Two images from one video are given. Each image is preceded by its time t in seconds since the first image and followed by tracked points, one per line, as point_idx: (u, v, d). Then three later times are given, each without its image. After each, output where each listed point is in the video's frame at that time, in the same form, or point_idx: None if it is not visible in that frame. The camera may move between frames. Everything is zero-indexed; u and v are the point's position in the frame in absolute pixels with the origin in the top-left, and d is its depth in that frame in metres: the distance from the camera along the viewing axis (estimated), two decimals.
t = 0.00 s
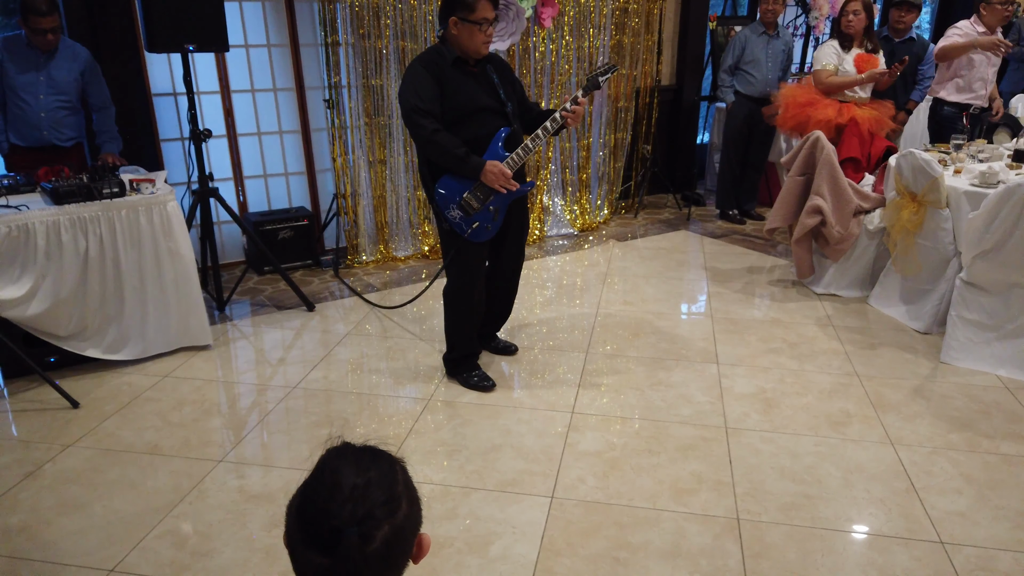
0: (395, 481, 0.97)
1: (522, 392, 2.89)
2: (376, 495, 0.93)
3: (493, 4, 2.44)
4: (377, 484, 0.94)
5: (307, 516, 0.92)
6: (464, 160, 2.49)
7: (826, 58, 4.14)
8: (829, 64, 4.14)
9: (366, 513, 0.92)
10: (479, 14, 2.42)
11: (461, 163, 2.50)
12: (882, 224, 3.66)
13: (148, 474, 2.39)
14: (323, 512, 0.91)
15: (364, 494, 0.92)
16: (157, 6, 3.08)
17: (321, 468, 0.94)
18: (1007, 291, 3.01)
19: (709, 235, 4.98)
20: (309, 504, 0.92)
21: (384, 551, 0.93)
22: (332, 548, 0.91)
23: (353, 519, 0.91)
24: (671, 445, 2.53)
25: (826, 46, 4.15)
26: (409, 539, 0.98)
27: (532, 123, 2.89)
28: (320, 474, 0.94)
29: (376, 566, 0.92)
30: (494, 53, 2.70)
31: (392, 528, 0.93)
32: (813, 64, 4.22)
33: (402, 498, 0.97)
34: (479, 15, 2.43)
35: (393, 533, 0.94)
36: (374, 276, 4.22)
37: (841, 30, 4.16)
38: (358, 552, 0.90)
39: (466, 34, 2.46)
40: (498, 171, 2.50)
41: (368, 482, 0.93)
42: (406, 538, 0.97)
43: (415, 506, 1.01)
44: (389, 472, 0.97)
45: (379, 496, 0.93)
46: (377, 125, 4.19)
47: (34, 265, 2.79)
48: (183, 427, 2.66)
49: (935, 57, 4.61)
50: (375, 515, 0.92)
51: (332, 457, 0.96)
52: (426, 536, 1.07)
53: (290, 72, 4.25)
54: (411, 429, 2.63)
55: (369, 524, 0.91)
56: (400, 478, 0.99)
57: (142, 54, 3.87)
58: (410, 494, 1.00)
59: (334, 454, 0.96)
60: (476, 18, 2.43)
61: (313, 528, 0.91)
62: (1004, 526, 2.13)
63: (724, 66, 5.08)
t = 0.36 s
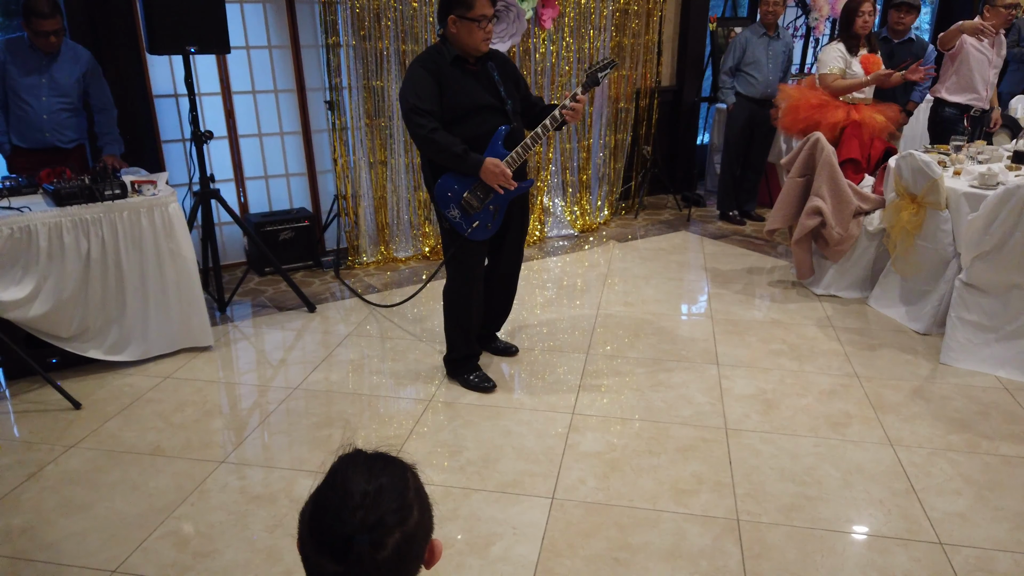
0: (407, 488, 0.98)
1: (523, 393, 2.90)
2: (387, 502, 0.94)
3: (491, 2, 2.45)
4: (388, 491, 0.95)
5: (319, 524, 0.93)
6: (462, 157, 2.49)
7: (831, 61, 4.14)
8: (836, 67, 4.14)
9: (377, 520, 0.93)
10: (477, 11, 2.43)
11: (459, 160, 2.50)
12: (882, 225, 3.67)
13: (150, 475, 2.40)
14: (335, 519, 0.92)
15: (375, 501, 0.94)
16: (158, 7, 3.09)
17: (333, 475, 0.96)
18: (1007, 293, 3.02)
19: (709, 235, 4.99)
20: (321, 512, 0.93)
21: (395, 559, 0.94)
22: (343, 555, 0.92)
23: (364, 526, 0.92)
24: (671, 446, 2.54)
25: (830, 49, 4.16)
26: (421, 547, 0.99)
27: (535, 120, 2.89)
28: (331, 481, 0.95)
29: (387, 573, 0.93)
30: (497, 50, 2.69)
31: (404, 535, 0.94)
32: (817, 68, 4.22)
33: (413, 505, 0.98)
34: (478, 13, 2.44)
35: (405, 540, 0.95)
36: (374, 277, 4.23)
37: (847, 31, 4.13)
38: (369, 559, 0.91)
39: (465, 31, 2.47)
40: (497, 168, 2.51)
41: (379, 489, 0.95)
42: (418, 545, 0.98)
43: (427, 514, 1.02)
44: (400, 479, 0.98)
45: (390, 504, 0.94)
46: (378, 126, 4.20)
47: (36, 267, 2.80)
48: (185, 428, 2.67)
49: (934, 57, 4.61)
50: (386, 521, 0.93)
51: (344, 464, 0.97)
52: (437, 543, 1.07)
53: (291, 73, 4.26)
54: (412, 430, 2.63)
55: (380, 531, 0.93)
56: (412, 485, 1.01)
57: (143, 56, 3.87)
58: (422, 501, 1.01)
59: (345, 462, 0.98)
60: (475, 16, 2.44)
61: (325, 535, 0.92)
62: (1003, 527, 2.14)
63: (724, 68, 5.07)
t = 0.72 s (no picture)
0: (430, 490, 0.99)
1: (524, 393, 2.90)
2: (411, 502, 0.95)
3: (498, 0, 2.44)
4: (410, 491, 0.96)
5: (344, 525, 0.94)
6: (462, 157, 2.50)
7: (843, 62, 4.07)
8: (847, 68, 4.07)
9: (401, 519, 0.94)
10: (483, 10, 2.43)
11: (459, 160, 2.50)
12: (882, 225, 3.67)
13: (152, 475, 2.40)
14: (360, 520, 0.93)
15: (398, 501, 0.95)
16: (160, 6, 3.09)
17: (357, 477, 0.97)
18: (1008, 292, 3.02)
19: (710, 235, 4.99)
20: (345, 513, 0.95)
21: (421, 558, 0.94)
22: (368, 555, 0.93)
23: (388, 525, 0.93)
24: (672, 446, 2.54)
25: (839, 50, 4.08)
26: (446, 550, 0.99)
27: (543, 111, 2.88)
28: (355, 482, 0.97)
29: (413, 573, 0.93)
30: (500, 48, 2.69)
31: (428, 534, 0.95)
32: (826, 71, 4.15)
33: (437, 505, 0.98)
34: (485, 11, 2.43)
35: (429, 541, 0.95)
36: (375, 277, 4.23)
37: (852, 32, 4.10)
38: (393, 559, 0.92)
39: (471, 30, 2.47)
40: (497, 167, 2.50)
41: (402, 489, 0.96)
42: (443, 545, 0.98)
43: (452, 515, 1.02)
44: (423, 480, 0.99)
45: (413, 503, 0.95)
46: (379, 126, 4.20)
47: (38, 267, 2.80)
48: (186, 428, 2.67)
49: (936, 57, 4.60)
50: (409, 520, 0.94)
51: (366, 465, 0.99)
52: (463, 545, 1.07)
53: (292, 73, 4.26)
54: (413, 430, 2.64)
55: (404, 530, 0.93)
56: (435, 486, 1.01)
57: (145, 56, 3.87)
58: (447, 503, 1.02)
59: (369, 464, 0.99)
60: (481, 15, 2.44)
61: (349, 536, 0.93)
62: (1005, 527, 2.14)
63: (725, 68, 5.06)
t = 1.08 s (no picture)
0: (435, 488, 0.99)
1: (525, 393, 2.90)
2: (414, 499, 0.95)
3: (499, 1, 2.44)
4: (414, 487, 0.97)
5: (348, 521, 0.95)
6: (463, 157, 2.50)
7: (851, 61, 4.03)
8: (853, 68, 4.03)
9: (404, 516, 0.94)
10: (485, 10, 2.43)
11: (460, 161, 2.51)
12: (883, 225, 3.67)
13: (153, 474, 2.40)
14: (362, 516, 0.93)
15: (401, 498, 0.95)
16: (162, 6, 3.09)
17: (362, 474, 0.98)
18: (1009, 292, 3.02)
19: (711, 235, 4.99)
20: (349, 509, 0.95)
21: (423, 555, 0.94)
22: (371, 551, 0.93)
23: (390, 521, 0.93)
24: (673, 445, 2.54)
25: (845, 50, 4.04)
26: (451, 548, 0.99)
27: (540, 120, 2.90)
28: (361, 480, 0.97)
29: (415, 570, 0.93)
30: (501, 49, 2.70)
31: (430, 531, 0.95)
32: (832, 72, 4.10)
33: (441, 503, 0.98)
34: (487, 12, 2.43)
35: (432, 539, 0.95)
36: (377, 276, 4.23)
37: (855, 33, 4.08)
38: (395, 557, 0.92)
39: (473, 31, 2.47)
40: (497, 167, 2.51)
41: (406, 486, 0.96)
42: (447, 543, 0.98)
43: (458, 515, 1.02)
44: (429, 478, 0.99)
45: (417, 499, 0.96)
46: (380, 126, 4.20)
47: (40, 266, 2.80)
48: (188, 427, 2.67)
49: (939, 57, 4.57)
50: (412, 516, 0.94)
51: (372, 463, 0.99)
52: (469, 546, 1.07)
53: (294, 73, 4.26)
54: (414, 429, 2.64)
55: (406, 526, 0.94)
56: (440, 484, 1.02)
57: (146, 55, 3.87)
58: (452, 501, 1.02)
59: (375, 462, 1.00)
60: (482, 16, 2.44)
61: (352, 530, 0.94)
62: (1006, 526, 2.14)
63: (727, 68, 5.06)
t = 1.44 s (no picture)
0: (428, 484, 1.00)
1: (526, 392, 2.90)
2: (402, 492, 0.96)
3: None
4: (404, 482, 0.97)
5: (338, 516, 0.96)
6: (463, 150, 2.50)
7: (853, 61, 4.03)
8: (856, 68, 4.02)
9: (393, 509, 0.95)
10: (481, 6, 2.43)
11: (461, 153, 2.51)
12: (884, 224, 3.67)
13: (154, 474, 2.40)
14: (352, 510, 0.94)
15: (390, 491, 0.96)
16: (162, 5, 3.09)
17: (354, 472, 1.00)
18: (1010, 292, 3.02)
19: (712, 235, 4.99)
20: (339, 506, 0.97)
21: (413, 550, 0.94)
22: (360, 547, 0.94)
23: (378, 515, 0.94)
24: (674, 445, 2.54)
25: (847, 50, 4.04)
26: (444, 546, 0.99)
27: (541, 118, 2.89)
28: (353, 477, 0.99)
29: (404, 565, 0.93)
30: (501, 46, 2.70)
31: (420, 526, 0.95)
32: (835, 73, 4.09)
33: (433, 497, 0.99)
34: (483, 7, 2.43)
35: (422, 534, 0.95)
36: (377, 276, 4.22)
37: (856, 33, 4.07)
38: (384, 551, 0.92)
39: (469, 26, 2.47)
40: (496, 163, 2.51)
41: (395, 480, 0.97)
42: (440, 539, 0.97)
43: (453, 512, 1.02)
44: (420, 473, 1.00)
45: (407, 493, 0.97)
46: (381, 125, 4.20)
47: (39, 266, 2.80)
48: (188, 427, 2.67)
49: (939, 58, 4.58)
50: (402, 510, 0.95)
51: (366, 461, 1.01)
52: (466, 543, 1.06)
53: (294, 72, 4.26)
54: (415, 429, 2.64)
55: (394, 520, 0.94)
56: (435, 480, 1.02)
57: (147, 55, 3.87)
58: (446, 498, 1.02)
59: (367, 460, 1.01)
60: (479, 11, 2.44)
61: (341, 526, 0.95)
62: (1008, 526, 2.13)
63: (727, 67, 5.06)
